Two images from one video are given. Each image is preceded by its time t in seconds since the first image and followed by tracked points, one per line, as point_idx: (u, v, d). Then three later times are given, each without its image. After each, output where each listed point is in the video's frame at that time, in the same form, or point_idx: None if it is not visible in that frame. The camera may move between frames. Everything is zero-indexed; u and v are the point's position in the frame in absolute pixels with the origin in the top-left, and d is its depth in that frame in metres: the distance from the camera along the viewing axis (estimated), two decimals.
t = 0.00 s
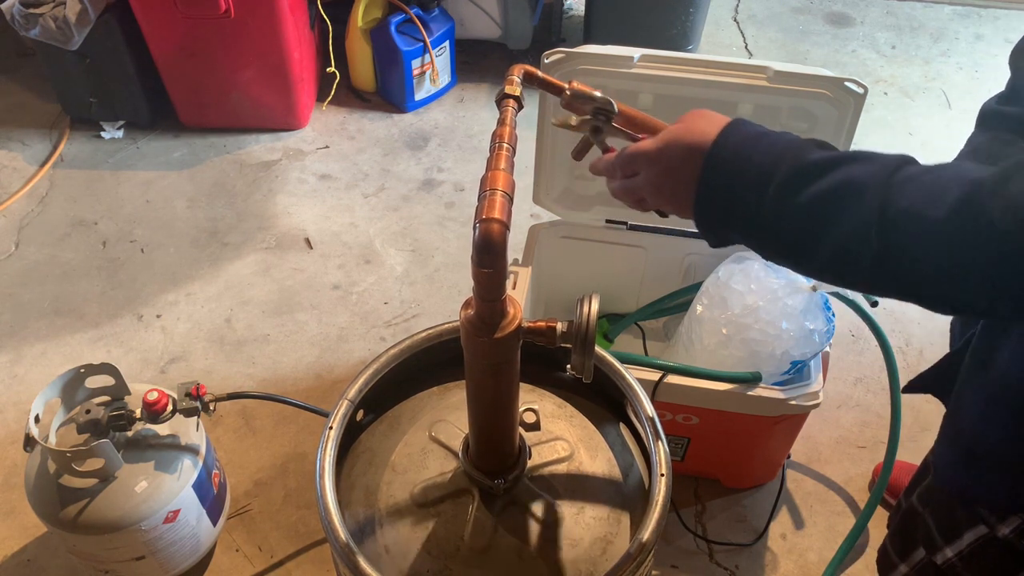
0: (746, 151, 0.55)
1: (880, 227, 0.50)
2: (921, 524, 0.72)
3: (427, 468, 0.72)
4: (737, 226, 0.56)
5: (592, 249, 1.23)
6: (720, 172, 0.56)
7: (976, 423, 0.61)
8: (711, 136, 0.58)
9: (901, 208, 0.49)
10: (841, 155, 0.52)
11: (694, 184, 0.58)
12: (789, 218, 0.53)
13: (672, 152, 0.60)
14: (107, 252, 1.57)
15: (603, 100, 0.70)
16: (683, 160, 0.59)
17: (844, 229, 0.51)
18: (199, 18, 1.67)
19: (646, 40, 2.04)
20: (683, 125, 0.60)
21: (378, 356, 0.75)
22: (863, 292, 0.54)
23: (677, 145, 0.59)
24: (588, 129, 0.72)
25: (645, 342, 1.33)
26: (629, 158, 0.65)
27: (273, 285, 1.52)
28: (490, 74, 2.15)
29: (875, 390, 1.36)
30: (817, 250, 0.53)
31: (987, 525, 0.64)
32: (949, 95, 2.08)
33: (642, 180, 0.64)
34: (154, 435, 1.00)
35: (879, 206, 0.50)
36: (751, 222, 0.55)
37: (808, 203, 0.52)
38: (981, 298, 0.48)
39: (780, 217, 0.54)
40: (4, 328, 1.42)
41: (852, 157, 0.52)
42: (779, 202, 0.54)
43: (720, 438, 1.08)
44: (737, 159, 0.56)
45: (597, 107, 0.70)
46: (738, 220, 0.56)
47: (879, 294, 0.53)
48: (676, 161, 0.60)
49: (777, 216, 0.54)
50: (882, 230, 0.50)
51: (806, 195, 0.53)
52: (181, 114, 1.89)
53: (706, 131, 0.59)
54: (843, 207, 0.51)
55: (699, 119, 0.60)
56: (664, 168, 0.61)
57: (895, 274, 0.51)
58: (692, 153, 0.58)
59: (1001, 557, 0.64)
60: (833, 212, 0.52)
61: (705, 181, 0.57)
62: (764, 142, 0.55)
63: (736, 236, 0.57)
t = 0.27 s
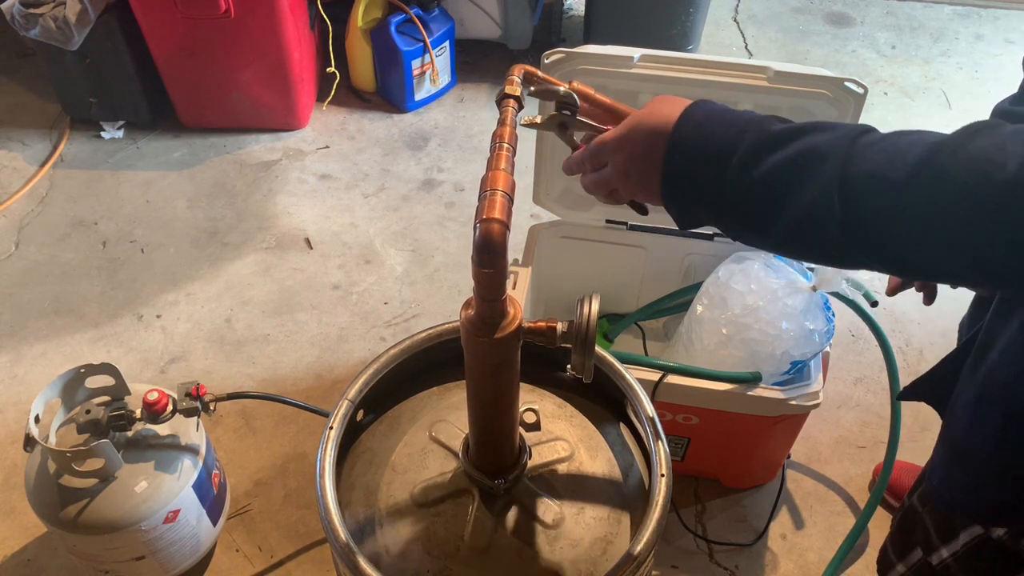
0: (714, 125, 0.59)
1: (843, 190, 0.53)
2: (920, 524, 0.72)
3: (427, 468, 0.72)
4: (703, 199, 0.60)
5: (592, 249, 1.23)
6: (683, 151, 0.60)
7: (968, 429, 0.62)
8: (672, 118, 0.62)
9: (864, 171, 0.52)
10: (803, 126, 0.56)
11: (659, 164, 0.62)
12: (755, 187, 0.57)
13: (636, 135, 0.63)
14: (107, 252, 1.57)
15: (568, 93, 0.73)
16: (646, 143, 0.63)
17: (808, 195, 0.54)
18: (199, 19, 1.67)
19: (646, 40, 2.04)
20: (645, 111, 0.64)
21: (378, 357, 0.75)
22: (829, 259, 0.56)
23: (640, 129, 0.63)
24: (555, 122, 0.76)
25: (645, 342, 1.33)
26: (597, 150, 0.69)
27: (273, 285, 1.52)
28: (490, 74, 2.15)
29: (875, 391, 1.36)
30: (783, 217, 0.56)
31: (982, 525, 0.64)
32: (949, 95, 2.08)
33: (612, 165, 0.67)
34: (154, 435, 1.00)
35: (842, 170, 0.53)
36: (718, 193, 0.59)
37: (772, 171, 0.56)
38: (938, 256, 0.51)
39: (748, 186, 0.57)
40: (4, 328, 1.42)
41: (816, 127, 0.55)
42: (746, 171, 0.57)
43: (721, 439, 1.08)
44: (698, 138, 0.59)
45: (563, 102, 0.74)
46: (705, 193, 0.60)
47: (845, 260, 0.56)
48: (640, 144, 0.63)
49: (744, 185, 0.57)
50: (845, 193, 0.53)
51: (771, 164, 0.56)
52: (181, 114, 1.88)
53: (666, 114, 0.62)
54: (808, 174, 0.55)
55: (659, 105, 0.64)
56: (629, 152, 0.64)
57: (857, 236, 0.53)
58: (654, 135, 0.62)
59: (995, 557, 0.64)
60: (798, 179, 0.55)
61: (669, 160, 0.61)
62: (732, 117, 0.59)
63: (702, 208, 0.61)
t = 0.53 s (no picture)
0: (690, 103, 0.60)
1: (823, 157, 0.54)
2: (916, 527, 0.72)
3: (427, 468, 0.72)
4: (680, 177, 0.60)
5: (592, 249, 1.23)
6: (657, 133, 0.60)
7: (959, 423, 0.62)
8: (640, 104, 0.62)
9: (842, 137, 0.53)
10: (779, 103, 0.58)
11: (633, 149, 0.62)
12: (732, 160, 0.58)
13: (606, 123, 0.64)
14: (107, 252, 1.57)
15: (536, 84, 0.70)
16: (617, 131, 0.63)
17: (785, 165, 0.55)
18: (199, 18, 1.67)
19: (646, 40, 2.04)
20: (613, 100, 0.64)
21: (378, 357, 0.75)
22: (807, 231, 0.57)
23: (609, 118, 0.63)
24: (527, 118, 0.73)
25: (645, 342, 1.33)
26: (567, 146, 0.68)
27: (273, 286, 1.52)
28: (490, 74, 2.15)
29: (875, 391, 1.36)
30: (761, 188, 0.57)
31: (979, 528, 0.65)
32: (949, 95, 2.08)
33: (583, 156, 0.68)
34: (154, 435, 1.00)
35: (821, 138, 0.54)
36: (695, 170, 0.59)
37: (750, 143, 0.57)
38: (915, 220, 0.52)
39: (726, 157, 0.58)
40: (4, 328, 1.42)
41: (791, 104, 0.57)
42: (724, 142, 0.58)
43: (721, 439, 1.08)
44: (669, 120, 0.60)
45: (529, 93, 0.71)
46: (680, 172, 0.60)
47: (822, 232, 0.56)
48: (610, 134, 0.63)
49: (722, 157, 0.58)
50: (824, 159, 0.54)
51: (748, 137, 0.57)
52: (181, 114, 1.89)
53: (632, 102, 0.63)
54: (787, 143, 0.56)
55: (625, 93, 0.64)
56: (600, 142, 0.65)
57: (836, 204, 0.54)
58: (622, 123, 0.62)
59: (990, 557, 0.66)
60: (776, 149, 0.56)
61: (643, 143, 0.61)
62: (708, 96, 0.61)
63: (678, 188, 0.61)
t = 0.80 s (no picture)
0: (688, 104, 0.60)
1: (819, 158, 0.54)
2: (911, 525, 0.71)
3: (427, 468, 0.73)
4: (680, 177, 0.60)
5: (592, 249, 1.23)
6: (659, 133, 0.60)
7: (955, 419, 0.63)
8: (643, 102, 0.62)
9: (838, 139, 0.53)
10: (777, 104, 0.57)
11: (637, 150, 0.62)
12: (729, 162, 0.57)
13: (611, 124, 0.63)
14: (107, 252, 1.57)
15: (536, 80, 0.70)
16: (620, 132, 0.63)
17: (783, 165, 0.55)
18: (200, 18, 1.67)
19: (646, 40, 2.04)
20: (617, 100, 0.63)
21: (377, 356, 0.75)
22: (805, 232, 0.57)
23: (612, 116, 0.63)
24: (528, 116, 0.73)
25: (645, 342, 1.33)
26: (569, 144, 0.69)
27: (273, 286, 1.52)
28: (490, 74, 2.15)
29: (875, 391, 1.36)
30: (758, 189, 0.57)
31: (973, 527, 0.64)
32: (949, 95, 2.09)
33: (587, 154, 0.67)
34: (154, 435, 1.00)
35: (818, 140, 0.54)
36: (694, 172, 0.59)
37: (748, 145, 0.56)
38: (912, 220, 0.51)
39: (723, 159, 0.58)
40: (4, 328, 1.42)
41: (790, 105, 0.57)
42: (721, 144, 0.58)
43: (720, 439, 1.08)
44: (671, 120, 0.60)
45: (529, 89, 0.71)
46: (678, 173, 0.60)
47: (820, 232, 0.56)
48: (614, 132, 0.63)
49: (720, 159, 0.58)
50: (820, 161, 0.54)
51: (747, 138, 0.57)
52: (181, 114, 1.89)
53: (636, 100, 0.62)
54: (784, 145, 0.56)
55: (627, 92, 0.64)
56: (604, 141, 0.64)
57: (832, 205, 0.54)
58: (626, 122, 0.62)
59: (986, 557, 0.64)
60: (773, 151, 0.56)
61: (646, 144, 0.61)
62: (705, 98, 0.60)
63: (679, 188, 0.61)
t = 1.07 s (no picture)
0: (670, 126, 0.60)
1: (803, 173, 0.54)
2: (913, 525, 0.72)
3: (428, 468, 0.73)
4: (668, 197, 0.61)
5: (592, 249, 1.23)
6: (648, 156, 0.60)
7: (952, 416, 0.63)
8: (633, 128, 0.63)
9: (819, 151, 0.54)
10: (755, 123, 0.58)
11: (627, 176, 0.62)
12: (715, 182, 0.58)
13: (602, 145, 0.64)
14: (107, 252, 1.57)
15: (537, 83, 0.70)
16: (611, 152, 0.63)
17: (768, 179, 0.55)
18: (199, 19, 1.67)
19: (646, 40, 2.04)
20: (610, 121, 0.64)
21: (378, 356, 0.75)
22: (796, 245, 0.57)
23: (603, 139, 0.64)
24: (527, 118, 0.72)
25: (645, 342, 1.33)
26: (560, 157, 0.69)
27: (273, 285, 1.52)
28: (490, 74, 2.15)
29: (875, 391, 1.36)
30: (745, 206, 0.57)
31: (975, 527, 0.64)
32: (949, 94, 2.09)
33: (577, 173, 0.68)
34: (154, 435, 1.00)
35: (800, 154, 0.54)
36: (681, 188, 0.60)
37: (733, 163, 0.57)
38: (901, 223, 0.52)
39: (708, 179, 0.58)
40: (4, 328, 1.42)
41: (770, 122, 0.58)
42: (705, 165, 0.58)
43: (720, 439, 1.08)
44: (660, 144, 0.60)
45: (530, 92, 0.70)
46: (666, 190, 0.60)
47: (811, 244, 0.56)
48: (605, 156, 0.64)
49: (706, 179, 0.58)
50: (805, 175, 0.54)
51: (731, 157, 0.57)
52: (181, 114, 1.89)
53: (628, 125, 0.63)
54: (767, 160, 0.56)
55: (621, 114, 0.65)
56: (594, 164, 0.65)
57: (821, 216, 0.54)
58: (617, 149, 0.63)
59: (987, 558, 0.65)
60: (757, 169, 0.56)
61: (635, 170, 0.61)
62: (686, 120, 0.61)
63: (668, 208, 0.61)
